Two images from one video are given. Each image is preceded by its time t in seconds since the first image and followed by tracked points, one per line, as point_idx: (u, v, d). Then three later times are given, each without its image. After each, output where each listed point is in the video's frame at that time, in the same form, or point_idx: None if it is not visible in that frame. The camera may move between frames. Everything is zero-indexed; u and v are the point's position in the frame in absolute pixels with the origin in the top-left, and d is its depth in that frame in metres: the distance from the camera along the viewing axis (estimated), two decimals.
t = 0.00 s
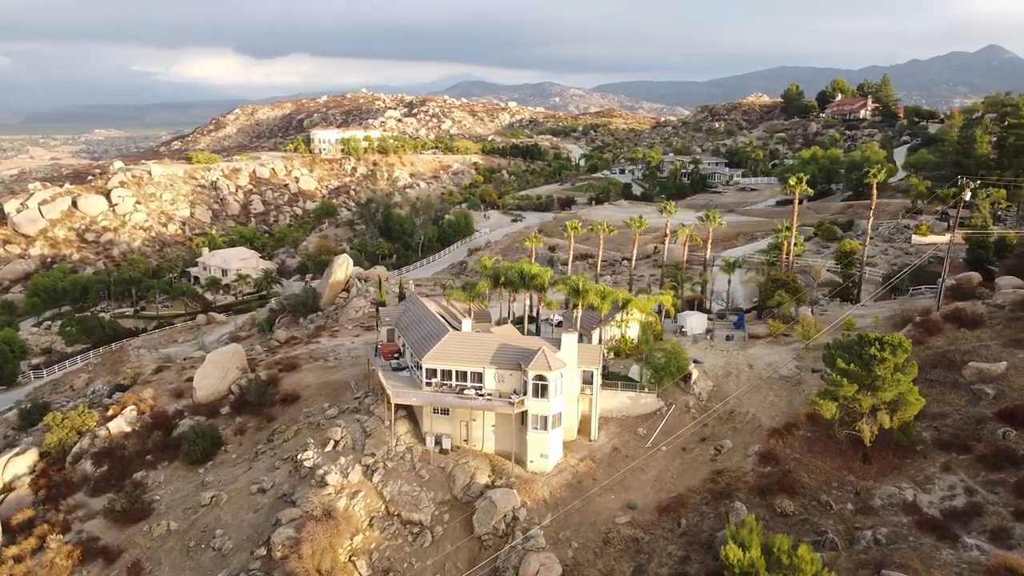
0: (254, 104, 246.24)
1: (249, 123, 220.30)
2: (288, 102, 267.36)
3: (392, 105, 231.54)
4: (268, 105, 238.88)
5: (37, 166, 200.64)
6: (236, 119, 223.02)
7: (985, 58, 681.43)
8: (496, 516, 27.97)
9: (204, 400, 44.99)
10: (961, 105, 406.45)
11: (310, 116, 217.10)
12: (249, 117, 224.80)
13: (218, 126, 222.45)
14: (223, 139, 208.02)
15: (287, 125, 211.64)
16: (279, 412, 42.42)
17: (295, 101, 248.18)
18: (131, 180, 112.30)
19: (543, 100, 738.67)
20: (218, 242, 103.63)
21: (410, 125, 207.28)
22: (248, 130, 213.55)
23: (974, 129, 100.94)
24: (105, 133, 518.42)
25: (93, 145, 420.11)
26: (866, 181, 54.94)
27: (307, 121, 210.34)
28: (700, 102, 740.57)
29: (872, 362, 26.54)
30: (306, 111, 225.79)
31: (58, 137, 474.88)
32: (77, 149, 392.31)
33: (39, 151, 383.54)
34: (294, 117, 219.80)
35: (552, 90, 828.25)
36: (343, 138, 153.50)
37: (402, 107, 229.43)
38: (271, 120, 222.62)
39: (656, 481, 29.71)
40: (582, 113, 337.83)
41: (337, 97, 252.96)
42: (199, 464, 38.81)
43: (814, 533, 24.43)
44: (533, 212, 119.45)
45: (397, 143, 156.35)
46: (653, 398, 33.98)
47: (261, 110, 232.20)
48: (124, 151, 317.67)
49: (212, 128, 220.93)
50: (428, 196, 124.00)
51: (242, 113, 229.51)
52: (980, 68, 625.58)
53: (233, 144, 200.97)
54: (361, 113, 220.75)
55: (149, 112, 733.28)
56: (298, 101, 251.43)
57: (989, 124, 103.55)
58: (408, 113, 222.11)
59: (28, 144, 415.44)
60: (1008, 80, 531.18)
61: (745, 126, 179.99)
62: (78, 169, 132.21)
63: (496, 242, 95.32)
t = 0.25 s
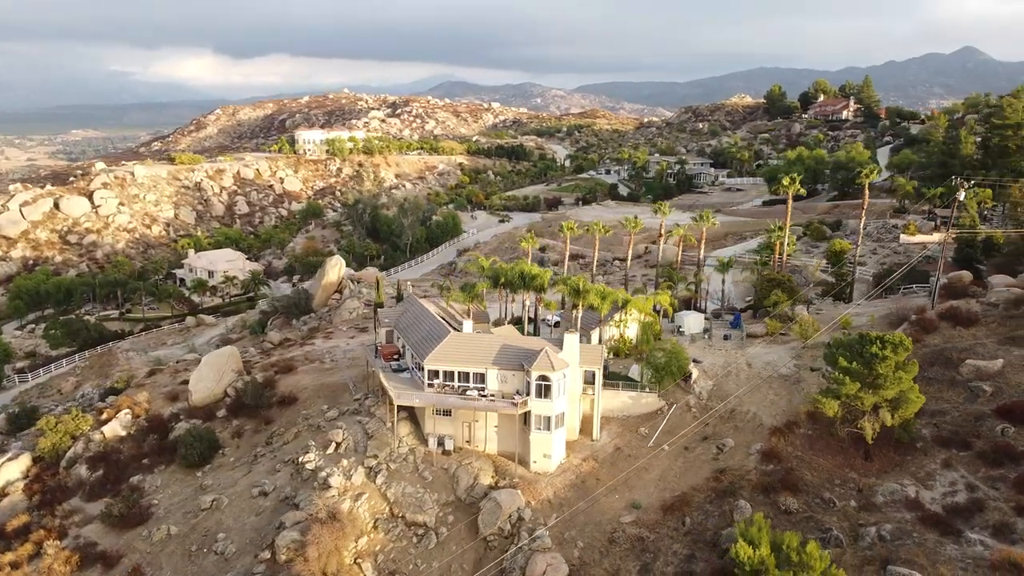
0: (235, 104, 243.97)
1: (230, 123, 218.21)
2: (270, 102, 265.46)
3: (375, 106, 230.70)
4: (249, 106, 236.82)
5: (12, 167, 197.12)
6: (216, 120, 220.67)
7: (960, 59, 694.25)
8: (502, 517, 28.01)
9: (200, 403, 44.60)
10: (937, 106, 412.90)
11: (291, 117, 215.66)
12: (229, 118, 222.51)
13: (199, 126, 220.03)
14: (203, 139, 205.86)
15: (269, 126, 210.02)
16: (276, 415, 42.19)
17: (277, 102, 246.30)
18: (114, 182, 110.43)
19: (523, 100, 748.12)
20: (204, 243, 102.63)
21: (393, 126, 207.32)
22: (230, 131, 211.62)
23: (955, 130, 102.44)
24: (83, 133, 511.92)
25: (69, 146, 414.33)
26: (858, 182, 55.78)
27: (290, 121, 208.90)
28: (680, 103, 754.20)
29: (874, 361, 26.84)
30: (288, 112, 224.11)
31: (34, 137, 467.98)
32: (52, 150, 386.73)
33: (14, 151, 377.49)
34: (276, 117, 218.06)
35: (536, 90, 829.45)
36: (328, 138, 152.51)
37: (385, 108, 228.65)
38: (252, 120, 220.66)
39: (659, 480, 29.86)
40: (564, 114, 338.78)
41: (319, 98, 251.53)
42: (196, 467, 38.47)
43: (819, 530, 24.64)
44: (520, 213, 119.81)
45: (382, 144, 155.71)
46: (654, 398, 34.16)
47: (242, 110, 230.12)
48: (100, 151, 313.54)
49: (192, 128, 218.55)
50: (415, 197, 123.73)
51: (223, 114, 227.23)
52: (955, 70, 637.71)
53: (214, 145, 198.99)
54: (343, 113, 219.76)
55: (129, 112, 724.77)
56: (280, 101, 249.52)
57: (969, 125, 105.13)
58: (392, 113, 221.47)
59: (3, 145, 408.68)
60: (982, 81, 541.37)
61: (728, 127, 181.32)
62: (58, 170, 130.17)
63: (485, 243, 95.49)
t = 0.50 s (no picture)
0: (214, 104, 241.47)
1: (209, 124, 215.91)
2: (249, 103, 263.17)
3: (356, 107, 229.56)
4: (228, 106, 234.48)
5: None
6: (194, 120, 218.02)
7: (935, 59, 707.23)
8: (508, 518, 28.04)
9: (196, 406, 44.18)
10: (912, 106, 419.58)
11: (271, 117, 214.08)
12: (208, 118, 219.98)
13: (177, 127, 217.46)
14: (182, 140, 203.49)
15: (248, 127, 208.13)
16: (274, 418, 41.91)
17: (256, 103, 244.14)
18: (94, 183, 108.98)
19: (503, 100, 754.73)
20: (188, 245, 101.57)
21: (375, 127, 206.64)
22: (209, 131, 209.47)
23: (935, 131, 103.95)
24: (58, 134, 504.45)
25: (42, 147, 407.86)
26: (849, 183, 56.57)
27: (269, 122, 207.37)
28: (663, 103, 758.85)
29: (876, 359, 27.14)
30: (268, 112, 222.23)
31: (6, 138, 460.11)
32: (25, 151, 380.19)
33: None
34: (256, 118, 216.17)
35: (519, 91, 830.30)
36: (311, 138, 151.41)
37: (367, 109, 227.75)
38: (231, 121, 218.47)
39: (663, 479, 30.02)
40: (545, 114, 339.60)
41: (299, 99, 249.65)
42: (195, 472, 38.13)
43: (824, 526, 24.92)
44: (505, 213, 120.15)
45: (365, 145, 155.01)
46: (655, 397, 34.34)
47: (221, 111, 227.70)
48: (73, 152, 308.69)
49: (171, 129, 215.94)
50: (400, 198, 123.37)
51: (202, 114, 224.75)
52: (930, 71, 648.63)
53: (193, 145, 196.70)
54: (325, 114, 218.61)
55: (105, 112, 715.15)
56: (259, 101, 247.44)
57: (948, 126, 106.78)
58: (373, 114, 220.69)
59: None
60: (956, 82, 551.00)
61: (710, 127, 182.60)
62: (36, 171, 127.97)
63: (472, 243, 95.56)
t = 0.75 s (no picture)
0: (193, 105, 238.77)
1: (188, 124, 213.50)
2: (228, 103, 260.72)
3: (338, 108, 228.25)
4: (207, 107, 231.98)
5: None
6: (173, 120, 215.26)
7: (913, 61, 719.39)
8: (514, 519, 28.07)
9: (192, 410, 43.76)
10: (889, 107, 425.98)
11: (252, 118, 212.28)
12: (187, 118, 217.37)
13: (156, 127, 214.74)
14: (160, 141, 200.96)
15: (228, 127, 206.05)
16: (272, 420, 41.63)
17: (236, 103, 241.80)
18: (75, 184, 107.59)
19: (484, 100, 762.97)
20: (172, 247, 100.46)
21: (357, 127, 205.91)
22: (188, 132, 207.16)
23: (915, 132, 105.42)
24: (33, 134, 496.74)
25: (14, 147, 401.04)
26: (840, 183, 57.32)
27: (250, 123, 205.79)
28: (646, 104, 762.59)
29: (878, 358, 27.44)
30: (249, 113, 220.26)
31: None
32: None
33: None
34: (237, 119, 214.16)
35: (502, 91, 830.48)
36: (295, 139, 150.41)
37: (349, 110, 226.67)
38: (211, 121, 216.14)
39: (667, 478, 30.16)
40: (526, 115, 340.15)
41: (280, 99, 247.62)
42: (192, 476, 37.78)
43: (829, 523, 25.17)
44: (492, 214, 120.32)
45: (349, 145, 154.24)
46: (657, 397, 34.50)
47: (200, 111, 225.21)
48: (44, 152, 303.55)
49: (149, 129, 213.16)
50: (385, 198, 123.00)
51: (181, 114, 222.07)
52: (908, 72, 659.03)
53: (172, 146, 194.36)
54: (306, 115, 217.27)
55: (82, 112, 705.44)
56: (238, 102, 245.06)
57: (928, 127, 108.40)
58: (355, 115, 219.76)
59: None
60: (934, 83, 559.38)
61: (693, 128, 183.79)
62: (13, 172, 125.67)
63: (461, 244, 95.55)
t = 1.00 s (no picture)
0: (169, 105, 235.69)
1: (165, 125, 210.81)
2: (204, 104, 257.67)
3: (317, 108, 226.79)
4: (184, 107, 229.15)
5: None
6: (149, 121, 212.19)
7: (888, 62, 732.35)
8: (520, 519, 28.12)
9: (188, 413, 43.29)
10: (863, 108, 433.94)
11: (230, 118, 210.17)
12: (163, 119, 214.47)
13: (131, 128, 211.74)
14: (136, 142, 198.15)
15: (206, 128, 203.76)
16: (270, 423, 41.34)
17: (213, 103, 239.08)
18: (53, 186, 105.70)
19: (461, 100, 781.56)
20: (154, 250, 99.26)
21: (337, 128, 204.97)
22: (164, 133, 204.53)
23: (894, 133, 107.07)
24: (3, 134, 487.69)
25: None
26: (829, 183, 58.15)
27: (228, 124, 203.86)
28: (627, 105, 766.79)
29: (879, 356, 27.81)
30: (227, 113, 218.08)
31: None
32: None
33: None
34: (214, 119, 211.90)
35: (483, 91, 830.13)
36: (277, 140, 149.27)
37: (328, 110, 225.50)
38: (188, 122, 213.55)
39: (670, 477, 30.34)
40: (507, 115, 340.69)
41: (258, 100, 245.35)
42: (190, 480, 37.43)
43: (833, 519, 25.47)
44: (476, 215, 120.48)
45: (331, 146, 153.35)
46: (657, 396, 34.69)
47: (176, 111, 222.34)
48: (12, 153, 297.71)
49: (124, 130, 210.10)
50: (370, 199, 122.57)
51: (157, 114, 219.06)
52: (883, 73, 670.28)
53: (149, 147, 191.72)
54: (285, 116, 215.65)
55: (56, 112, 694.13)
56: (215, 102, 242.43)
57: (906, 128, 110.12)
58: (335, 116, 218.70)
59: None
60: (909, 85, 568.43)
61: (674, 129, 185.07)
62: None
63: (448, 245, 95.61)
